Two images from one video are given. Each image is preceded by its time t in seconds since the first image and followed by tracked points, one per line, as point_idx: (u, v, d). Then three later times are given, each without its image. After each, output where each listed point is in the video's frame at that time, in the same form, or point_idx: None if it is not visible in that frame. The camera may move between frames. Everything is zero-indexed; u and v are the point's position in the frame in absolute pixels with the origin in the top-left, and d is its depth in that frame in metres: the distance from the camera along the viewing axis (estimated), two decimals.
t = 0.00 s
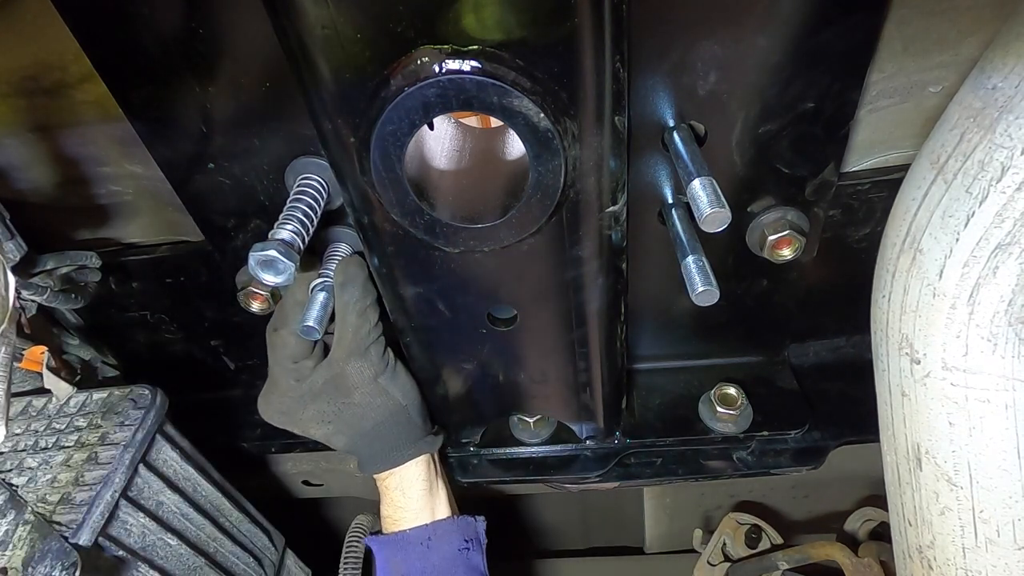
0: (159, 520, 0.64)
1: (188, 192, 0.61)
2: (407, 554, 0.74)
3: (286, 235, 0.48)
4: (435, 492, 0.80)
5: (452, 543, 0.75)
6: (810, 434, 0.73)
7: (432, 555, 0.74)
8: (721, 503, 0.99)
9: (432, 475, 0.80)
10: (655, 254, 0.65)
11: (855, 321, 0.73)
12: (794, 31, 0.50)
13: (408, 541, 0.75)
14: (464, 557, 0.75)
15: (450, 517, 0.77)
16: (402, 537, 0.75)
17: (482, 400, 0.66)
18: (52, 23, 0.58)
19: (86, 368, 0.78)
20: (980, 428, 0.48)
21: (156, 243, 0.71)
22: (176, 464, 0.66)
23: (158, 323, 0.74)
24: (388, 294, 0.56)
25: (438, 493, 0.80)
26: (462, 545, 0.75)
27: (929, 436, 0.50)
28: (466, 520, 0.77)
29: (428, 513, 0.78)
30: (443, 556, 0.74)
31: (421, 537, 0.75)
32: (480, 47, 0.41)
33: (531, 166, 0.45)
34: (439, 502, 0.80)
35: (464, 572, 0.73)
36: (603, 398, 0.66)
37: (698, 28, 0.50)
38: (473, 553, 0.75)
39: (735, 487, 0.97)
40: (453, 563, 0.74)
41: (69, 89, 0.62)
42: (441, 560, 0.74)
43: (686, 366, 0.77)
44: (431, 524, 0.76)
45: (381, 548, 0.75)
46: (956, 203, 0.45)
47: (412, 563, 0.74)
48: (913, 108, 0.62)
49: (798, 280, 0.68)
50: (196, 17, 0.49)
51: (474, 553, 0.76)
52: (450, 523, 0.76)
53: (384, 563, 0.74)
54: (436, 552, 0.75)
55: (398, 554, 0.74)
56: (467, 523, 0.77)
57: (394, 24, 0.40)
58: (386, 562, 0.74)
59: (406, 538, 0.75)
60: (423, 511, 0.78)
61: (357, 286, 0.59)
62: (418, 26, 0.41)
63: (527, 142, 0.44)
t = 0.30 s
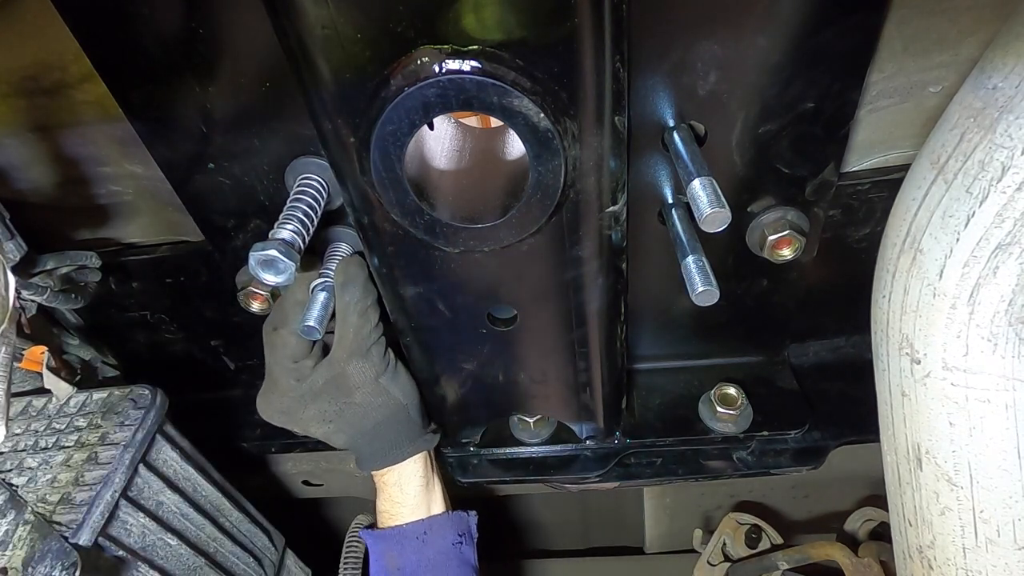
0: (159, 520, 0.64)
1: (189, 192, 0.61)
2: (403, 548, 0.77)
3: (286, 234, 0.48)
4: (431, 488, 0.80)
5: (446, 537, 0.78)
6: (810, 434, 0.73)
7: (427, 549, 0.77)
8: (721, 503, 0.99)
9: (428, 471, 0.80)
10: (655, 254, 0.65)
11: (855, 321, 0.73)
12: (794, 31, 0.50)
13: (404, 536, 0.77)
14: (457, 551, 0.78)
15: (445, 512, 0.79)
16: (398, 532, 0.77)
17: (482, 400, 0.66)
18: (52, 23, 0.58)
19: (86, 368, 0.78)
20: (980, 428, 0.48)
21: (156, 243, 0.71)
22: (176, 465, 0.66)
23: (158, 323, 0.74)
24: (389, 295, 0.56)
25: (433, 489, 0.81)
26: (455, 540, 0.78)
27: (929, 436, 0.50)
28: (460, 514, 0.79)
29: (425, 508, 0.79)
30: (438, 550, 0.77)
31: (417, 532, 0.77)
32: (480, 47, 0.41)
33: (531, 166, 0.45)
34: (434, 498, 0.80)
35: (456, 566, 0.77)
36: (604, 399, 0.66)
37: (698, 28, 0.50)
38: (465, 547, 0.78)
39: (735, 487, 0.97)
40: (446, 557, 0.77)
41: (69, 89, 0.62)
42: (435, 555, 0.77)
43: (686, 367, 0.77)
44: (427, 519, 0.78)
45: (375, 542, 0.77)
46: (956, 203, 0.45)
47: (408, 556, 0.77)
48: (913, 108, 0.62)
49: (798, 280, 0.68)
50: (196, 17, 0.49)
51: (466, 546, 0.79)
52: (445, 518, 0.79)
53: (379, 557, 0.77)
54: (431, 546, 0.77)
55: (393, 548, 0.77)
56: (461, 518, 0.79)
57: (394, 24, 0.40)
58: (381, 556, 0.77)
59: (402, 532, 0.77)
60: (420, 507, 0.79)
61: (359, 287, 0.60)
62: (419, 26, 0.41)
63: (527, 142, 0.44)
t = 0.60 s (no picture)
0: (159, 520, 0.64)
1: (189, 192, 0.61)
2: (386, 529, 0.78)
3: (286, 234, 0.48)
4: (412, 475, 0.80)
5: (428, 518, 0.79)
6: (810, 435, 0.73)
7: (409, 530, 0.78)
8: (721, 503, 0.99)
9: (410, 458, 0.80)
10: (654, 254, 0.65)
11: (854, 321, 0.73)
12: (794, 31, 0.50)
13: (386, 519, 0.78)
14: (437, 532, 0.79)
15: (426, 494, 0.80)
16: (382, 517, 0.78)
17: (482, 400, 0.66)
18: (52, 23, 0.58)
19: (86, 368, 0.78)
20: (980, 427, 0.48)
21: (157, 243, 0.71)
22: (176, 464, 0.66)
23: (157, 323, 0.74)
24: (389, 293, 0.55)
25: (415, 474, 0.81)
26: (436, 520, 0.79)
27: (929, 436, 0.50)
28: (439, 497, 0.80)
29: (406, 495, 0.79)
30: (419, 531, 0.78)
31: (400, 514, 0.78)
32: (481, 47, 0.41)
33: (531, 166, 0.45)
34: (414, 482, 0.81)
35: (436, 546, 0.78)
36: (603, 398, 0.66)
37: (698, 27, 0.50)
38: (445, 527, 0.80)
39: (735, 486, 0.97)
40: (427, 538, 0.78)
41: (69, 89, 0.62)
42: (416, 535, 0.78)
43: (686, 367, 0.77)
44: (409, 502, 0.79)
45: (359, 525, 0.78)
46: (956, 204, 0.45)
47: (391, 537, 0.78)
48: (912, 108, 0.62)
49: (797, 279, 0.68)
50: (196, 17, 0.49)
51: (446, 526, 0.80)
52: (425, 499, 0.79)
53: (362, 538, 0.78)
54: (413, 527, 0.78)
55: (376, 530, 0.78)
56: (441, 500, 0.80)
57: (394, 24, 0.40)
58: (364, 537, 0.78)
59: (386, 517, 0.78)
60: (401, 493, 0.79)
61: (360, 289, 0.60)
62: (419, 26, 0.41)
63: (527, 142, 0.44)
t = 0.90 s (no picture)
0: (159, 521, 0.64)
1: (189, 192, 0.61)
2: (375, 538, 0.78)
3: (286, 234, 0.48)
4: (403, 484, 0.80)
5: (418, 528, 0.79)
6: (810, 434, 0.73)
7: (399, 540, 0.78)
8: (721, 503, 0.99)
9: (403, 465, 0.79)
10: (654, 254, 0.65)
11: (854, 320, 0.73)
12: (794, 32, 0.50)
13: (376, 527, 0.78)
14: (427, 542, 0.79)
15: (418, 504, 0.79)
16: (373, 524, 0.78)
17: (482, 400, 0.66)
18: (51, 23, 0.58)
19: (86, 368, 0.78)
20: (980, 428, 0.48)
21: (157, 244, 0.71)
22: (176, 464, 0.66)
23: (158, 323, 0.75)
24: (389, 295, 0.56)
25: (406, 482, 0.80)
26: (426, 531, 0.79)
27: (929, 436, 0.50)
28: (432, 506, 0.80)
29: (395, 503, 0.79)
30: (409, 541, 0.78)
31: (391, 524, 0.78)
32: (481, 47, 0.41)
33: (531, 166, 0.45)
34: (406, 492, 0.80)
35: (426, 557, 0.78)
36: (604, 398, 0.66)
37: (698, 27, 0.50)
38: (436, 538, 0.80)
39: (735, 487, 0.97)
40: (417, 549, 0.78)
41: (69, 89, 0.62)
42: (406, 545, 0.78)
43: (686, 366, 0.77)
44: (400, 511, 0.78)
45: (348, 530, 0.78)
46: (956, 203, 0.45)
47: (380, 546, 0.78)
48: (912, 108, 0.62)
49: (797, 279, 0.68)
50: (196, 17, 0.49)
51: (437, 536, 0.80)
52: (418, 509, 0.79)
53: (351, 544, 0.78)
54: (404, 537, 0.78)
55: (365, 538, 0.78)
56: (433, 510, 0.80)
57: (394, 25, 0.40)
58: (353, 544, 0.78)
59: (376, 525, 0.78)
60: (392, 501, 0.79)
61: (359, 292, 0.59)
62: (419, 26, 0.41)
63: (527, 142, 0.44)
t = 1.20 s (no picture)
0: (159, 521, 0.64)
1: (189, 192, 0.61)
2: (371, 540, 0.78)
3: (286, 234, 0.48)
4: (402, 487, 0.80)
5: (415, 531, 0.79)
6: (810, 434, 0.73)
7: (395, 543, 0.78)
8: (721, 503, 0.99)
9: (402, 468, 0.79)
10: (654, 254, 0.65)
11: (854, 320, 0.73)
12: (794, 32, 0.50)
13: (373, 529, 0.78)
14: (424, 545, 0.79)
15: (416, 507, 0.80)
16: (369, 527, 0.78)
17: (482, 400, 0.66)
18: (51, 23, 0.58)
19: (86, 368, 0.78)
20: (980, 428, 0.48)
21: (157, 244, 0.71)
22: (176, 464, 0.66)
23: (158, 323, 0.75)
24: (389, 296, 0.56)
25: (405, 484, 0.81)
26: (423, 534, 0.79)
27: (929, 436, 0.50)
28: (429, 510, 0.80)
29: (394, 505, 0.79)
30: (405, 544, 0.78)
31: (387, 526, 0.78)
32: (481, 47, 0.41)
33: (531, 166, 0.45)
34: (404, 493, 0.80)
35: (422, 560, 0.78)
36: (604, 398, 0.66)
37: (698, 27, 0.50)
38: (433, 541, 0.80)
39: (735, 486, 0.97)
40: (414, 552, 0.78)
41: (69, 89, 0.62)
42: (403, 548, 0.78)
43: (686, 366, 0.77)
44: (397, 513, 0.78)
45: (345, 531, 0.78)
46: (956, 203, 0.45)
47: (376, 548, 0.78)
48: (912, 108, 0.62)
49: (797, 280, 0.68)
50: (196, 17, 0.49)
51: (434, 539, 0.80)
52: (415, 512, 0.79)
53: (348, 545, 0.78)
54: (400, 540, 0.78)
55: (362, 539, 0.78)
56: (430, 514, 0.80)
57: (394, 24, 0.40)
58: (350, 544, 0.78)
59: (373, 528, 0.78)
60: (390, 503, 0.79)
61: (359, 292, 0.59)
62: (419, 26, 0.41)
63: (527, 142, 0.44)
